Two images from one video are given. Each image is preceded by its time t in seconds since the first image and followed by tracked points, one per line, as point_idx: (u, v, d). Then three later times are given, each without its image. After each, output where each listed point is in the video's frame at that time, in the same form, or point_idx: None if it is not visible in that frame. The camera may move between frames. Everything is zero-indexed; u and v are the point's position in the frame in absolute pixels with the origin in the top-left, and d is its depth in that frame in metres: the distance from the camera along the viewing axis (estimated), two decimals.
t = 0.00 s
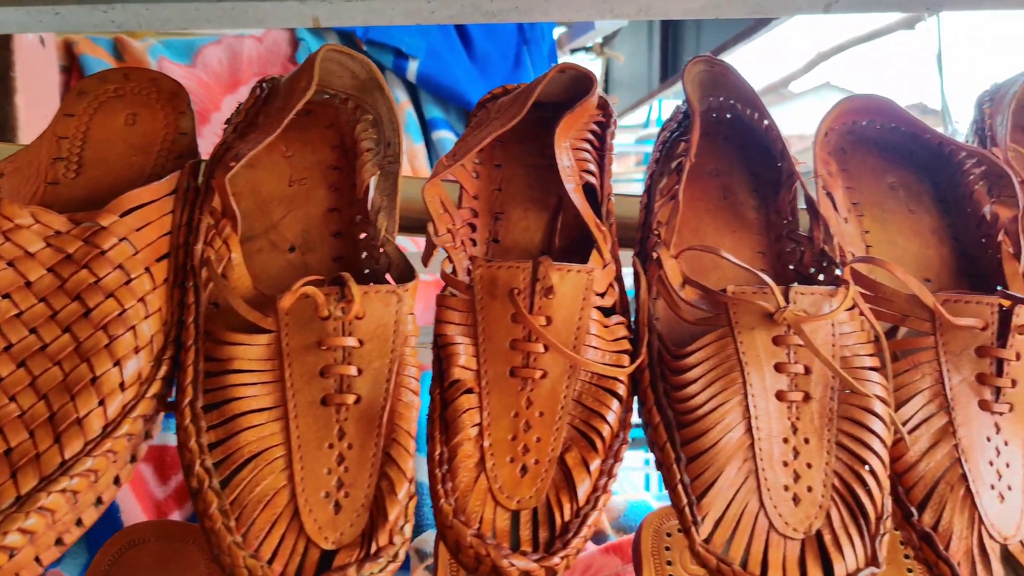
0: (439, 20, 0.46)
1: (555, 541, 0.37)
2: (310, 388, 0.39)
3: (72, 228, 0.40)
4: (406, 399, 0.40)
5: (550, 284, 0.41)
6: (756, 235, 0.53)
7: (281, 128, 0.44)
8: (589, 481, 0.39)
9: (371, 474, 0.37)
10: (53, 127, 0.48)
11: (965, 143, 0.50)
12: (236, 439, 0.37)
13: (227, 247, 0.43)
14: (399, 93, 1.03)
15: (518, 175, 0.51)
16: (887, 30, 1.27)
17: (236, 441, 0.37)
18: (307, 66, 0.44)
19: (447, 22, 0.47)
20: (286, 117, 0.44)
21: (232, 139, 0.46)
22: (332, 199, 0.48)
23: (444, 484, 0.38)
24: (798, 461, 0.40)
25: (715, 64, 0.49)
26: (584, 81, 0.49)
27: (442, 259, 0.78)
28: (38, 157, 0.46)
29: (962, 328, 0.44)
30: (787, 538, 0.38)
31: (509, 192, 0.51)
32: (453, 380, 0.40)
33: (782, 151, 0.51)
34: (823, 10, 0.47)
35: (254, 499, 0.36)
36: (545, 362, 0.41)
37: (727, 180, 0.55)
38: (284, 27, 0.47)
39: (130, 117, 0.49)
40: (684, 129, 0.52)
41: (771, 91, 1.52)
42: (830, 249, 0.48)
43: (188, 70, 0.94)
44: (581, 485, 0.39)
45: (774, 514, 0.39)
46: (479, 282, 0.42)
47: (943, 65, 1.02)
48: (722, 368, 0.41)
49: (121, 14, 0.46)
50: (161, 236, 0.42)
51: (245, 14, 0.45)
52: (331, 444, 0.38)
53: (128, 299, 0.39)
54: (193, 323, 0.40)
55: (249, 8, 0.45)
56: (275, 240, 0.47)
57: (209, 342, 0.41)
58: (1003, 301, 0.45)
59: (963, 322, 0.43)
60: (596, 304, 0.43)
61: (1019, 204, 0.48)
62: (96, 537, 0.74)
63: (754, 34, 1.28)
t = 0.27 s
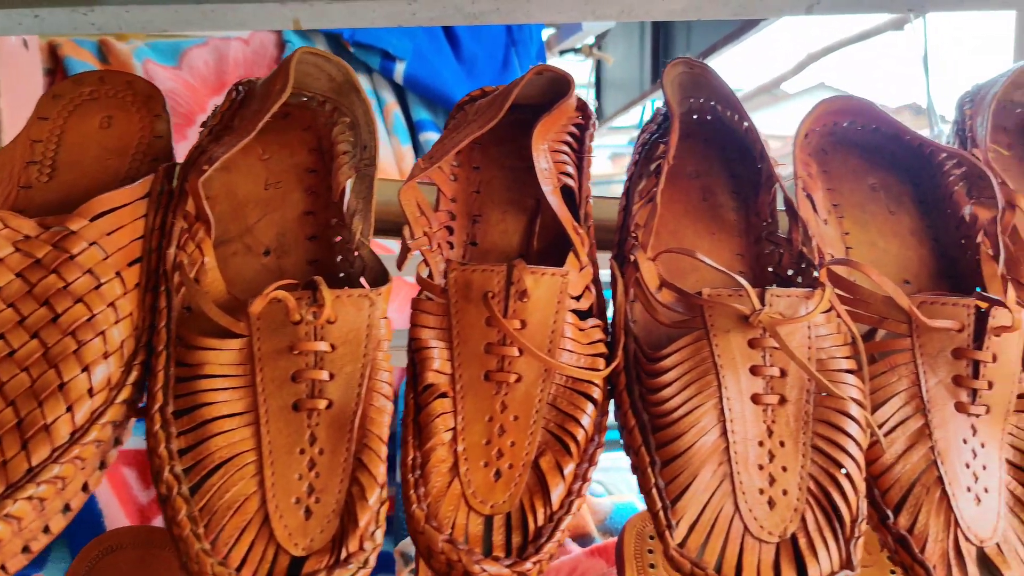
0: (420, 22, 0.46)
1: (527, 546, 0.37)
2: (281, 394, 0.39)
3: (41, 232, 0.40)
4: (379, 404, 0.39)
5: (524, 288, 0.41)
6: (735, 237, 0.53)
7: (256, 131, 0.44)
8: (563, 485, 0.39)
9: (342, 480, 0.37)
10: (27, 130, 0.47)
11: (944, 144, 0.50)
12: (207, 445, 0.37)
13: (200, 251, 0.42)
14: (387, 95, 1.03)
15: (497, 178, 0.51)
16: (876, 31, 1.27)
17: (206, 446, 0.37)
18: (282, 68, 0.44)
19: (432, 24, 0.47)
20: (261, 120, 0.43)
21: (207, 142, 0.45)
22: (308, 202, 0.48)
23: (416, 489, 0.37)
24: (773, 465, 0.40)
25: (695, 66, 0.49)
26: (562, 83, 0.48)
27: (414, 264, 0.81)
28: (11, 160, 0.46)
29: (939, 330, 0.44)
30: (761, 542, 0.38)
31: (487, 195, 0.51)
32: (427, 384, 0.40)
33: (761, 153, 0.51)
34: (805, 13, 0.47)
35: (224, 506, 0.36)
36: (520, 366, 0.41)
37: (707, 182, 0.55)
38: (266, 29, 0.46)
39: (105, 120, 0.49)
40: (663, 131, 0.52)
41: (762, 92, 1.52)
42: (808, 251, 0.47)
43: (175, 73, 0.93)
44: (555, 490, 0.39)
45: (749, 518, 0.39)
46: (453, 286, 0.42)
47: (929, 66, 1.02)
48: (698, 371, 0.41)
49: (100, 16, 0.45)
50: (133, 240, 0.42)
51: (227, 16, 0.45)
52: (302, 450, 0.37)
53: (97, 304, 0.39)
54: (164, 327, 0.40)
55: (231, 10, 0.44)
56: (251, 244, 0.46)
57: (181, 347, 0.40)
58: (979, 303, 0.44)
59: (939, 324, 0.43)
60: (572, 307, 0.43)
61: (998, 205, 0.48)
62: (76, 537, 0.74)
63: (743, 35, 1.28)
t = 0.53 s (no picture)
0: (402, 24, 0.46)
1: (501, 551, 0.36)
2: (253, 399, 0.38)
3: (11, 237, 0.39)
4: (352, 409, 0.39)
5: (498, 292, 0.41)
6: (714, 240, 0.53)
7: (230, 135, 0.43)
8: (537, 490, 0.39)
9: (314, 486, 0.37)
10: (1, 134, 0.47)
11: (924, 146, 0.50)
12: (177, 451, 0.37)
13: (173, 256, 0.42)
14: (374, 97, 1.03)
15: (476, 181, 0.51)
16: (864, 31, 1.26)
17: (176, 452, 0.37)
18: (257, 72, 0.43)
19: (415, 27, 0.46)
20: (235, 124, 0.43)
21: (181, 145, 0.45)
22: (284, 206, 0.48)
23: (389, 494, 0.37)
24: (749, 468, 0.40)
25: (672, 68, 0.49)
26: (540, 85, 0.48)
27: (391, 266, 0.81)
28: None
29: (914, 333, 0.44)
30: (736, 546, 0.38)
31: (465, 199, 0.50)
32: (401, 389, 0.40)
33: (740, 155, 0.51)
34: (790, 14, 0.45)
35: (193, 513, 0.35)
36: (495, 370, 0.41)
37: (686, 185, 0.54)
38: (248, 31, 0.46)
39: (80, 124, 0.48)
40: (643, 133, 0.52)
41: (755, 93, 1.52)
42: (786, 253, 0.47)
43: (161, 75, 0.93)
44: (529, 495, 0.38)
45: (724, 522, 0.38)
46: (428, 290, 0.42)
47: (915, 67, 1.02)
48: (673, 375, 0.41)
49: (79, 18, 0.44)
50: (105, 245, 0.42)
51: (208, 19, 0.44)
52: (274, 455, 0.37)
53: (67, 309, 0.39)
54: (136, 333, 0.40)
55: (212, 13, 0.43)
56: (226, 248, 0.46)
57: (153, 352, 0.40)
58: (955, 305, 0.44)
59: (914, 327, 0.43)
60: (547, 310, 0.42)
61: (975, 207, 0.48)
62: (58, 539, 0.73)
63: (732, 36, 1.28)
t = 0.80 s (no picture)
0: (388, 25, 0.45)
1: (479, 556, 0.36)
2: (231, 403, 0.38)
3: None
4: (331, 412, 0.39)
5: (478, 295, 0.41)
6: (699, 242, 0.53)
7: (210, 137, 0.43)
8: (516, 494, 0.38)
9: (291, 490, 0.36)
10: None
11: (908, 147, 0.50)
12: (154, 456, 0.36)
13: (151, 258, 0.42)
14: (364, 99, 1.04)
15: (459, 183, 0.51)
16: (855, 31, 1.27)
17: (153, 457, 0.36)
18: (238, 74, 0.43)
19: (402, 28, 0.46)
20: (215, 126, 0.43)
21: (161, 147, 0.45)
22: (265, 209, 0.48)
23: (368, 499, 0.37)
24: (729, 471, 0.40)
25: (657, 70, 0.49)
26: (523, 87, 0.48)
27: (372, 268, 0.80)
28: None
29: (896, 334, 0.44)
30: (718, 549, 0.38)
31: (449, 201, 0.50)
32: (381, 393, 0.40)
33: (724, 156, 0.51)
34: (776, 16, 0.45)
35: (169, 518, 0.35)
36: (475, 373, 0.41)
37: (671, 186, 0.54)
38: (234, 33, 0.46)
39: (60, 126, 0.48)
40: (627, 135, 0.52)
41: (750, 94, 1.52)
42: (770, 255, 0.47)
43: (149, 77, 0.92)
44: (509, 499, 0.38)
45: (705, 525, 0.38)
46: (408, 293, 0.42)
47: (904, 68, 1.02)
48: (653, 377, 0.41)
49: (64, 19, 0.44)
50: (83, 248, 0.41)
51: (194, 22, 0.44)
52: (251, 459, 0.37)
53: (43, 313, 0.38)
54: (113, 336, 0.39)
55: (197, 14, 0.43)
56: (207, 251, 0.46)
57: (130, 356, 0.40)
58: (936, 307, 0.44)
59: (895, 328, 0.43)
60: (527, 313, 0.42)
61: (959, 208, 0.48)
62: (44, 542, 0.73)
63: (723, 37, 1.28)
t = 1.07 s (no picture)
0: (368, 27, 0.45)
1: (452, 559, 0.36)
2: (202, 406, 0.38)
3: None
4: (303, 416, 0.39)
5: (452, 298, 0.41)
6: (677, 244, 0.53)
7: (184, 138, 0.43)
8: (489, 498, 0.38)
9: (261, 494, 0.36)
10: None
11: (887, 148, 0.50)
12: (121, 460, 0.36)
13: (123, 261, 0.41)
14: (349, 99, 1.04)
15: (437, 185, 0.51)
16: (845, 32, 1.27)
17: (121, 462, 0.36)
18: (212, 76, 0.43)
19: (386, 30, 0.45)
20: (189, 128, 0.43)
21: (134, 149, 0.45)
22: (240, 211, 0.47)
23: (339, 503, 0.36)
24: (704, 473, 0.40)
25: (636, 71, 0.49)
26: (501, 89, 0.48)
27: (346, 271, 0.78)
28: None
29: (871, 335, 0.44)
30: (692, 551, 0.37)
31: (426, 203, 0.50)
32: (354, 396, 0.40)
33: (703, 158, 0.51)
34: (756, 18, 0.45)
35: (137, 523, 0.35)
36: (449, 376, 0.41)
37: (650, 188, 0.54)
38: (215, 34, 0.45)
39: (33, 128, 0.48)
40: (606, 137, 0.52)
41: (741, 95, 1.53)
42: (748, 256, 0.47)
43: (133, 79, 0.91)
44: (482, 503, 0.38)
45: (679, 528, 0.38)
46: (382, 295, 0.42)
47: (888, 70, 1.02)
48: (628, 379, 0.41)
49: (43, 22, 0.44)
50: (54, 250, 0.41)
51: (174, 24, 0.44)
52: (221, 463, 0.37)
53: (11, 316, 0.38)
54: (83, 340, 0.39)
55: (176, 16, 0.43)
56: (181, 253, 0.46)
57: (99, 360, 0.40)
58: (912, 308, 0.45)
59: (870, 330, 0.43)
60: (502, 315, 0.42)
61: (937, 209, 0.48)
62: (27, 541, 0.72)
63: (711, 39, 1.28)
